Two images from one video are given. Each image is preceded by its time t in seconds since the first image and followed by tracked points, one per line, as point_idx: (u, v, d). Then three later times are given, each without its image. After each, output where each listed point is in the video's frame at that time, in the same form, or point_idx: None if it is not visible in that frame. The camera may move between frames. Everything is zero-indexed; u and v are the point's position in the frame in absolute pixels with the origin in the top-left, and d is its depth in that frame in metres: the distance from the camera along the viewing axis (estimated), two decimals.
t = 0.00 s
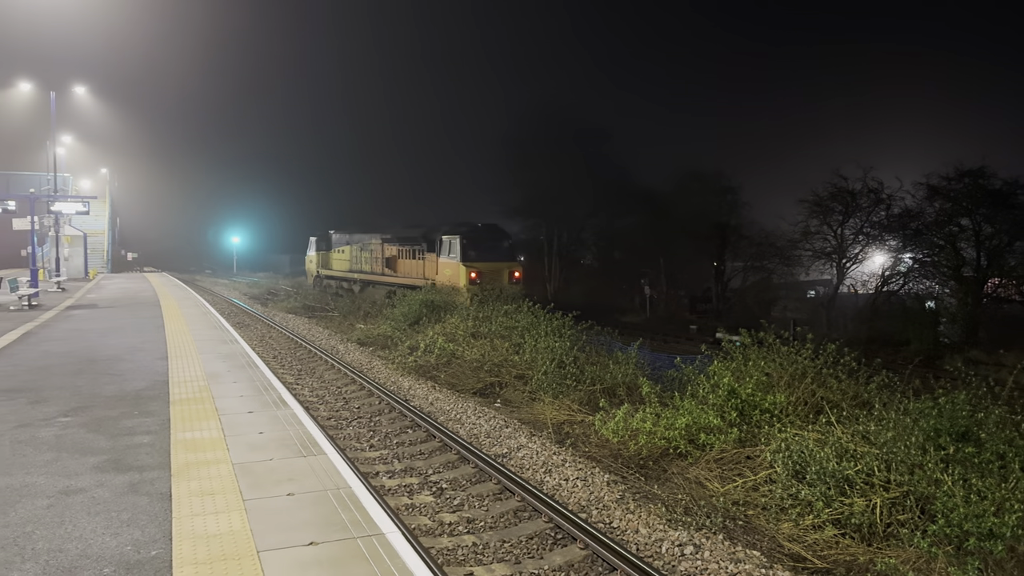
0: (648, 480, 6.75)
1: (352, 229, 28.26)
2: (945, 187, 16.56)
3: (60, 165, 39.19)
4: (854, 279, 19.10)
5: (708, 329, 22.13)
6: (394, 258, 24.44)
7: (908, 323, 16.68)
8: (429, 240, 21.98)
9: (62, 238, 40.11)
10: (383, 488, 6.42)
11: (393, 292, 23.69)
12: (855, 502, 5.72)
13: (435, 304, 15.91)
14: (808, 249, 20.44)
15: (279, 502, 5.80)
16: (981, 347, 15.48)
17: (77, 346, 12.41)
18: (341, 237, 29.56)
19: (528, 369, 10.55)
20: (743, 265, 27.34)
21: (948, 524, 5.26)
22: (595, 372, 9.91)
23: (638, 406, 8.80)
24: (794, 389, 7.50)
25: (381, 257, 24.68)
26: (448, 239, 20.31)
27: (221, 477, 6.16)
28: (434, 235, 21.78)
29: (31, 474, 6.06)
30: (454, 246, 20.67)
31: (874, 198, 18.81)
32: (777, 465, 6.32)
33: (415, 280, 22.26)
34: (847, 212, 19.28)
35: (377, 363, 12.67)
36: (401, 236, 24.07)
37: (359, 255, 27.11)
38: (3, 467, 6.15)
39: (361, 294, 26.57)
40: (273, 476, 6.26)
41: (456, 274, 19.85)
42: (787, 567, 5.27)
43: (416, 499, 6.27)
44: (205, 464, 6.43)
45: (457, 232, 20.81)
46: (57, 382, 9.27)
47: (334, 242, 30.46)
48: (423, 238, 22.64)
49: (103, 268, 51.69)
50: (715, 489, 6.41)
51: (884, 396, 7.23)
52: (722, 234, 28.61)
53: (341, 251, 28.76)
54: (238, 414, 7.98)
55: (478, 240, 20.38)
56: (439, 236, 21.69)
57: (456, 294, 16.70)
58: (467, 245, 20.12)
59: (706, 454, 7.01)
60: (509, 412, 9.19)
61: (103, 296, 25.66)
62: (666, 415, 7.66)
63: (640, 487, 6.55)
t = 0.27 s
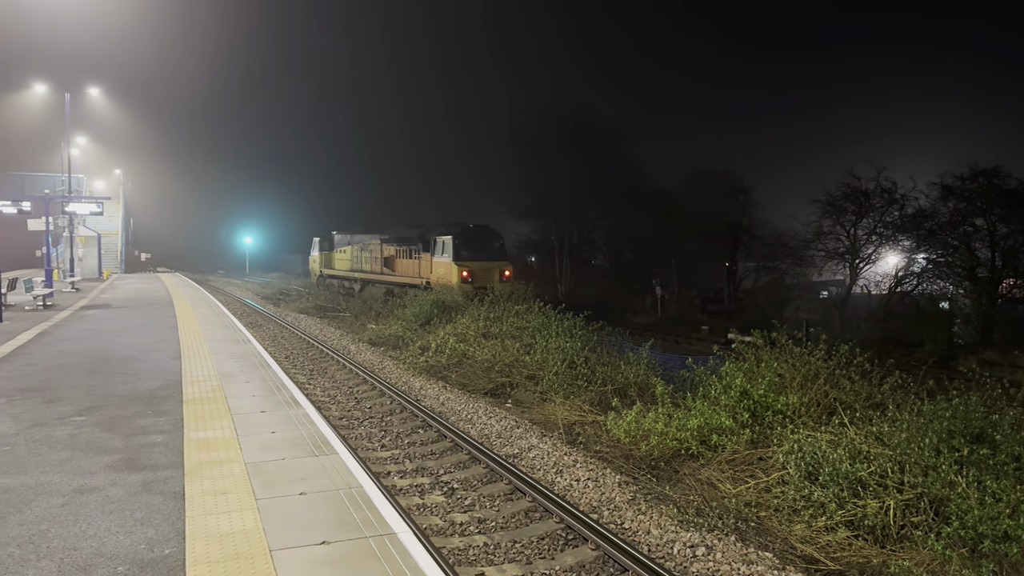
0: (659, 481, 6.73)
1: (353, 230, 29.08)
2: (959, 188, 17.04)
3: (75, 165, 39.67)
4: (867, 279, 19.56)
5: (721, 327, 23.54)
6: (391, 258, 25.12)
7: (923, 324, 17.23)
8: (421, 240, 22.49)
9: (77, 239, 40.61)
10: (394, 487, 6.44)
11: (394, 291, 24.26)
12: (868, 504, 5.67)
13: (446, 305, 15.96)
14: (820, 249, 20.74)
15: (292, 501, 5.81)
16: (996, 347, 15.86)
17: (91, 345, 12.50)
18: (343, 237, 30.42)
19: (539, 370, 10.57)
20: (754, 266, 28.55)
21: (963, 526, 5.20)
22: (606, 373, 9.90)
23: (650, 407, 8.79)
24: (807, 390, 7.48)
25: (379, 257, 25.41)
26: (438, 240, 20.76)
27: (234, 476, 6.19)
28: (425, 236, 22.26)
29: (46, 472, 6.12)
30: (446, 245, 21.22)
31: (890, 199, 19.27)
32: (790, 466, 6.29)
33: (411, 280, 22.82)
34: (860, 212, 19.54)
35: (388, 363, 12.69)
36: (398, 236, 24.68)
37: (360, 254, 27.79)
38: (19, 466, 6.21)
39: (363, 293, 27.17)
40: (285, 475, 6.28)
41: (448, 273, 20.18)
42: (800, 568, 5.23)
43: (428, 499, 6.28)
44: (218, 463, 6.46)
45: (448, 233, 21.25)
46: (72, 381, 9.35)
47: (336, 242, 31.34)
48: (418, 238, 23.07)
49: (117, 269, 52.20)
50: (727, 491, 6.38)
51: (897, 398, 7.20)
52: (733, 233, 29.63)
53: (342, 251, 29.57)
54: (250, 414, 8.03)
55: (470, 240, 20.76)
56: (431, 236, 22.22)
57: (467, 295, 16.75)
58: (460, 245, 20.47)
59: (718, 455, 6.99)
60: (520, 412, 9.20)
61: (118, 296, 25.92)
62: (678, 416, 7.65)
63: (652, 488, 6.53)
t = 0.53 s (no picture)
0: (670, 483, 6.72)
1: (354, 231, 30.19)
2: (974, 189, 17.49)
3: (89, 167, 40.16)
4: (880, 280, 19.94)
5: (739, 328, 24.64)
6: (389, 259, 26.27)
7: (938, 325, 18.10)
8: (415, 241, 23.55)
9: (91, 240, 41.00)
10: (405, 488, 6.45)
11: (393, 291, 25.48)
12: (882, 506, 5.62)
13: (457, 305, 16.02)
14: (833, 250, 21.13)
15: (304, 501, 5.82)
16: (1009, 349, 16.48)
17: (105, 345, 12.60)
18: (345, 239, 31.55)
19: (550, 371, 10.59)
20: (767, 266, 28.76)
21: (978, 528, 5.14)
22: (617, 374, 9.89)
23: (661, 408, 8.79)
24: (819, 391, 7.46)
25: (378, 257, 26.57)
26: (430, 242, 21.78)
27: (246, 477, 6.21)
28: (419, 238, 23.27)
29: (60, 471, 6.16)
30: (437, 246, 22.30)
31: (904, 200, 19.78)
32: (802, 468, 6.25)
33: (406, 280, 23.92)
34: (873, 212, 19.95)
35: (399, 363, 12.72)
36: (394, 237, 25.76)
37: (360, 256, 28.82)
38: (34, 465, 6.26)
39: (364, 292, 28.28)
40: (297, 476, 6.30)
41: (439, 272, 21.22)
42: (813, 570, 5.19)
43: (439, 500, 6.29)
44: (231, 463, 6.48)
45: (440, 235, 22.25)
46: (86, 381, 9.41)
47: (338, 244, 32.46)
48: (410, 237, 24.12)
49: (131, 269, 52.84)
50: (738, 492, 6.36)
51: (911, 400, 7.17)
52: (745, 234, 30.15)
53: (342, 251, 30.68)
54: (263, 414, 8.06)
55: (460, 241, 21.91)
56: (424, 238, 23.27)
57: (477, 296, 16.82)
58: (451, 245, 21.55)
59: (730, 457, 6.97)
60: (531, 413, 9.22)
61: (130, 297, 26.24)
62: (689, 418, 7.63)
63: (663, 490, 6.51)
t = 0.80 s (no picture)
0: (678, 484, 6.71)
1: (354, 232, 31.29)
2: (985, 189, 17.65)
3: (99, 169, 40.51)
4: (890, 281, 20.33)
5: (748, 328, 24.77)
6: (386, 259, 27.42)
7: (947, 326, 18.29)
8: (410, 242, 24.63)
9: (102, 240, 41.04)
10: (413, 488, 6.46)
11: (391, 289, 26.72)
12: (891, 508, 5.57)
13: (464, 306, 16.07)
14: (842, 251, 21.57)
15: (312, 501, 5.83)
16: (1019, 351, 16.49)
17: (114, 345, 12.67)
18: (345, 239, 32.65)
19: (557, 372, 10.60)
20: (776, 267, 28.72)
21: (988, 530, 5.09)
22: (625, 375, 9.88)
23: (669, 409, 8.79)
24: (828, 393, 7.45)
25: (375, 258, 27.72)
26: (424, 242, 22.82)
27: (255, 476, 6.23)
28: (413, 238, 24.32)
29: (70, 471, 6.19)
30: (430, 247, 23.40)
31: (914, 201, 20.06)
32: (811, 470, 6.21)
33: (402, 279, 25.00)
34: (883, 213, 20.41)
35: (408, 364, 12.73)
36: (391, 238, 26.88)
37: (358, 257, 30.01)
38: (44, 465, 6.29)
39: (363, 291, 29.40)
40: (305, 475, 6.32)
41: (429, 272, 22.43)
42: (822, 572, 5.15)
43: (446, 500, 6.29)
44: (240, 463, 6.50)
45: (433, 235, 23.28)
46: (96, 381, 9.46)
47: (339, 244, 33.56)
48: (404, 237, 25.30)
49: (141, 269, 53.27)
50: (747, 494, 6.34)
51: (920, 401, 7.16)
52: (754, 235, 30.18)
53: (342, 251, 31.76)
54: (272, 414, 8.09)
55: (452, 241, 22.95)
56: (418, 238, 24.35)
57: (485, 296, 16.87)
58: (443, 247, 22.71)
59: (739, 458, 6.95)
60: (539, 414, 9.23)
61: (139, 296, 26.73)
62: (698, 419, 7.62)
63: (671, 491, 6.50)
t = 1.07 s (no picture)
0: (687, 486, 6.69)
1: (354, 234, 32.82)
2: (997, 190, 18.16)
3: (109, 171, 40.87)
4: (899, 283, 20.54)
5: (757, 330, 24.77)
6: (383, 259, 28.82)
7: (957, 328, 18.26)
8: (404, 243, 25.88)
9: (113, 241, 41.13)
10: (421, 489, 6.46)
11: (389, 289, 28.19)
12: (900, 510, 5.52)
13: (473, 307, 16.12)
14: (852, 252, 21.99)
15: (321, 501, 5.84)
16: None
17: (125, 346, 12.77)
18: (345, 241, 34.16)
19: (565, 373, 10.59)
20: (784, 268, 28.70)
21: (999, 533, 5.02)
22: (634, 376, 9.86)
23: (678, 411, 8.78)
24: (837, 395, 7.44)
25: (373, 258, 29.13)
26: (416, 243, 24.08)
27: (264, 477, 6.24)
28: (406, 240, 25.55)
29: (80, 471, 6.22)
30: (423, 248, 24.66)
31: (923, 202, 20.53)
32: (820, 472, 6.18)
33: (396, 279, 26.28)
34: (893, 214, 20.88)
35: (416, 365, 12.73)
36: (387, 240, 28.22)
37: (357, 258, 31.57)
38: (54, 465, 6.32)
39: (363, 291, 30.77)
40: (314, 476, 6.33)
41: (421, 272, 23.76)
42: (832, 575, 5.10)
43: (454, 501, 6.29)
44: (249, 463, 6.52)
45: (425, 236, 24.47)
46: (106, 381, 9.51)
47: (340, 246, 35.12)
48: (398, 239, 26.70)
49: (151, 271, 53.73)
50: (756, 496, 6.31)
51: (930, 403, 7.14)
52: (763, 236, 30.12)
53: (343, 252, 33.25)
54: (281, 414, 8.11)
55: (444, 244, 24.13)
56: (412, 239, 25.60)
57: (493, 298, 16.90)
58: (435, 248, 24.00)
59: (747, 460, 6.92)
60: (547, 415, 9.23)
61: (150, 296, 27.36)
62: (706, 420, 7.60)
63: (679, 493, 6.47)
